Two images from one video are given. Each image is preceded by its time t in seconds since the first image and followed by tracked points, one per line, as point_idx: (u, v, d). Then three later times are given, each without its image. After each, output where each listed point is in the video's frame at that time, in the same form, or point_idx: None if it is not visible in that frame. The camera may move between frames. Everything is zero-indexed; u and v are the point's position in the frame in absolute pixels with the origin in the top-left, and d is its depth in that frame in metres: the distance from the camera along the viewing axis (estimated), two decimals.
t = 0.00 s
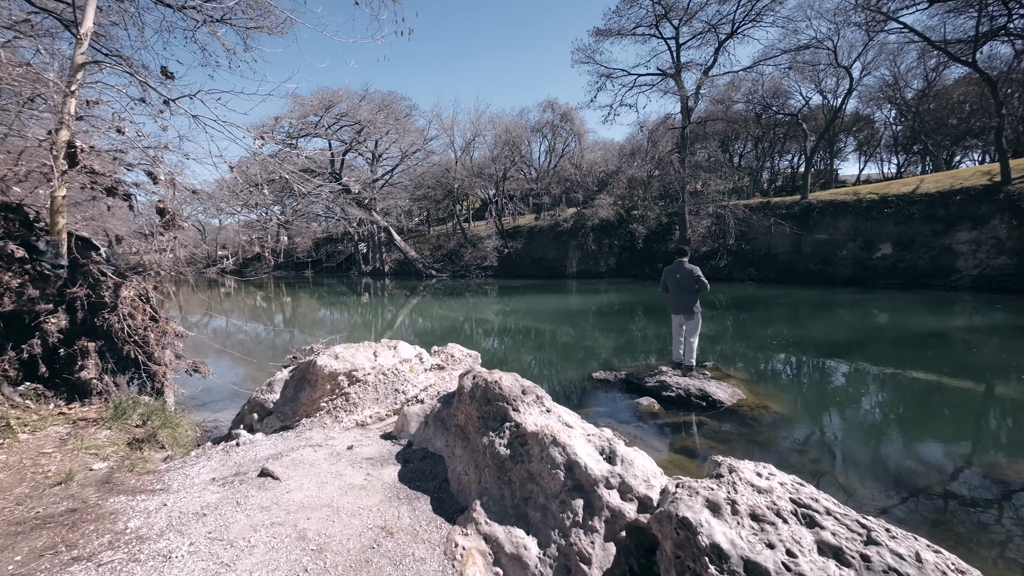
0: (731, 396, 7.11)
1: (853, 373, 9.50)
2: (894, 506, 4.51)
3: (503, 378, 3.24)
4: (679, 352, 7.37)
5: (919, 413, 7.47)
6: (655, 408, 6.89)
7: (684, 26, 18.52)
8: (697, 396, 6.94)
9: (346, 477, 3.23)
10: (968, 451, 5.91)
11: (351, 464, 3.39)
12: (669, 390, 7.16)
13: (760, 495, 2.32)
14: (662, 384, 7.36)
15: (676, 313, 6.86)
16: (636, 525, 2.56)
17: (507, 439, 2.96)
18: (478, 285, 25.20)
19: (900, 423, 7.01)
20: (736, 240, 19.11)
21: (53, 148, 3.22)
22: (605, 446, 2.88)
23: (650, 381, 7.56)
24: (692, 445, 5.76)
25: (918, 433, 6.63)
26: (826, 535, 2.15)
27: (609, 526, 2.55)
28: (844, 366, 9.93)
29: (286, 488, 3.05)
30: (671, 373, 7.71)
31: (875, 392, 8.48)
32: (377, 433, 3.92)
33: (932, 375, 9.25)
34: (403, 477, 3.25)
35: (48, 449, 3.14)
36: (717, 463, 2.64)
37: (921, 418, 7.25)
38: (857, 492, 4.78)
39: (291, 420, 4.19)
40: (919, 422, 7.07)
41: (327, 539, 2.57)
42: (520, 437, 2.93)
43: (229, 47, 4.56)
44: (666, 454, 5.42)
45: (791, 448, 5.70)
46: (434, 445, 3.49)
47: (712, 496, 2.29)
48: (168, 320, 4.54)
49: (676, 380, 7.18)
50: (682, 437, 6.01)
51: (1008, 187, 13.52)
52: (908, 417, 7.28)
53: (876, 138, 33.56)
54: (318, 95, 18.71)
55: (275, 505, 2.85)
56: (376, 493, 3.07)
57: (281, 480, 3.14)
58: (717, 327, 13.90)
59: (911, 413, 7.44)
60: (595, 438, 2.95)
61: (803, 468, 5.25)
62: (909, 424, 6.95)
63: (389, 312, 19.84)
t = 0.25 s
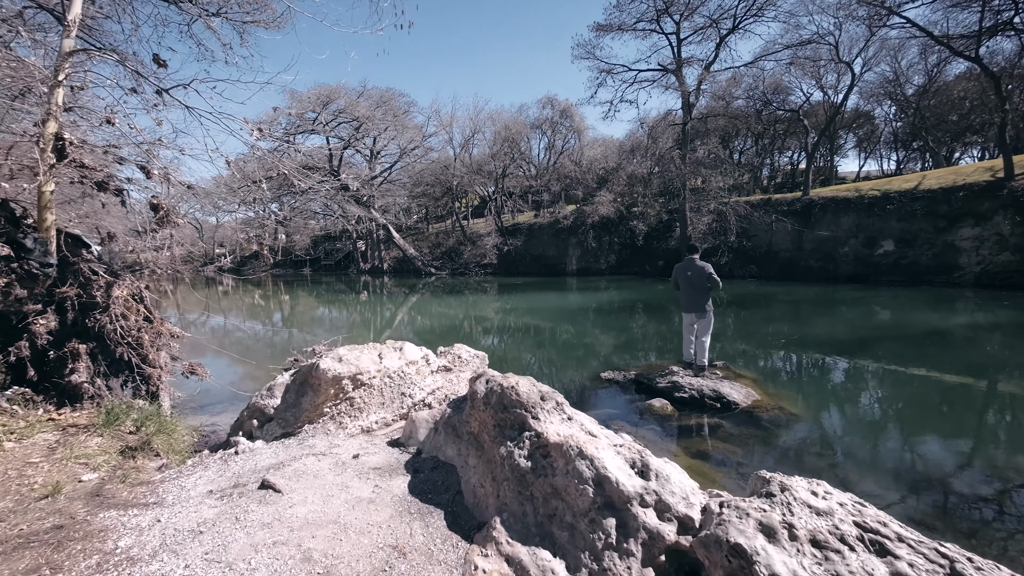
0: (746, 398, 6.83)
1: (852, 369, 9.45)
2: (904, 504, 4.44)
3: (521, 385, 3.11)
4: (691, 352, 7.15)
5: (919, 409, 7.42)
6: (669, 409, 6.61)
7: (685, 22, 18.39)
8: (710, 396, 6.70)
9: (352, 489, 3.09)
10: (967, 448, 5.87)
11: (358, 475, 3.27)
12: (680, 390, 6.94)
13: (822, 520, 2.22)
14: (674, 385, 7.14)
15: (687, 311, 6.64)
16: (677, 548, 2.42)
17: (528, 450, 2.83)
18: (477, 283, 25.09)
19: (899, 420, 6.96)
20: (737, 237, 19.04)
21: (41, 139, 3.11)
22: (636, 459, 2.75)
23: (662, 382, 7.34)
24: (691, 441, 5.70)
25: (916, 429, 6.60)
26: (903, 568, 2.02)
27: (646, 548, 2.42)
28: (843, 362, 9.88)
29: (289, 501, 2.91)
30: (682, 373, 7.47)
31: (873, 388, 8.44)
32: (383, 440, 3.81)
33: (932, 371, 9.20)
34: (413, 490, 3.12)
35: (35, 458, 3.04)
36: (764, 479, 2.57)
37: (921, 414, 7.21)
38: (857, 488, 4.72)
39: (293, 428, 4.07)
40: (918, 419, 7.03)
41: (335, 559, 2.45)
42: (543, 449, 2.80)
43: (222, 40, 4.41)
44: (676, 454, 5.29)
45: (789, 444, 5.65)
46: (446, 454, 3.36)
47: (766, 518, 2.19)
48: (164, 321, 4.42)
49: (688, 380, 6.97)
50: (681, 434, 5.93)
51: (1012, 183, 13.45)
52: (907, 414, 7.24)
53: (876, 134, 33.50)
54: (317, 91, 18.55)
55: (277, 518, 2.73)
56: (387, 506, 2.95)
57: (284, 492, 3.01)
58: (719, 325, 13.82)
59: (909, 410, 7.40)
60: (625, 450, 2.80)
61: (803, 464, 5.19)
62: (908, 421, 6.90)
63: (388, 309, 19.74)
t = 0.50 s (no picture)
0: (763, 400, 6.57)
1: (849, 368, 9.39)
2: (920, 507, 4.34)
3: (548, 396, 2.95)
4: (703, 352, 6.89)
5: (916, 407, 7.41)
6: (685, 412, 6.36)
7: (683, 19, 18.32)
8: (727, 399, 6.45)
9: (359, 507, 2.92)
10: (968, 447, 5.83)
11: (364, 492, 3.09)
12: (696, 393, 6.70)
13: (913, 552, 2.07)
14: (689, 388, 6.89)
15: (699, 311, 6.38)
16: None
17: (555, 467, 2.67)
18: (475, 282, 24.91)
19: (897, 418, 6.94)
20: (736, 235, 18.98)
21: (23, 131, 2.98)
22: (682, 477, 2.53)
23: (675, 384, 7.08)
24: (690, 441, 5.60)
25: (912, 427, 6.60)
26: None
27: None
28: (840, 360, 9.86)
29: (291, 522, 2.74)
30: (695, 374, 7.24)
31: (870, 386, 8.42)
32: (390, 452, 3.68)
33: (930, 369, 9.19)
34: (427, 508, 2.96)
35: (12, 472, 2.90)
36: (837, 502, 2.42)
37: (918, 412, 7.20)
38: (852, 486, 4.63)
39: (292, 440, 3.88)
40: (916, 417, 7.01)
41: None
42: (574, 466, 2.64)
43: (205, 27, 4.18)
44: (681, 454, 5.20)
45: (785, 442, 5.54)
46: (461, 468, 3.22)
47: (848, 552, 2.07)
48: (155, 323, 4.28)
49: (702, 382, 6.75)
50: (680, 435, 5.79)
51: (1011, 181, 13.45)
52: (904, 412, 7.22)
53: (871, 133, 33.58)
54: (312, 89, 18.35)
55: (277, 542, 2.56)
56: (399, 528, 2.77)
57: (286, 513, 2.82)
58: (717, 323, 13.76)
59: (905, 407, 7.39)
60: (669, 468, 2.60)
61: (798, 461, 5.08)
62: (906, 419, 6.89)
63: (385, 309, 19.55)
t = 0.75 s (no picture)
0: (780, 405, 6.20)
1: (844, 367, 9.33)
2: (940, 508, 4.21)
3: (574, 416, 2.68)
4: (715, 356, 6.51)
5: (912, 406, 7.38)
6: (702, 420, 5.89)
7: (679, 19, 18.31)
8: (744, 404, 6.04)
9: (368, 538, 2.68)
10: (967, 448, 5.78)
11: (371, 519, 2.86)
12: (710, 398, 6.27)
13: None
14: (702, 393, 6.46)
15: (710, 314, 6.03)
16: None
17: (588, 495, 2.44)
18: (472, 284, 24.72)
19: (893, 417, 6.90)
20: (733, 235, 18.94)
21: None
22: (737, 506, 2.22)
23: (688, 389, 6.64)
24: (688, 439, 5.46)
25: (909, 426, 6.58)
26: None
27: None
28: (836, 358, 9.83)
29: (288, 556, 2.49)
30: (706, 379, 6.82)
31: (864, 384, 8.40)
32: (397, 470, 3.49)
33: (925, 367, 9.17)
34: (440, 534, 2.77)
35: None
36: (930, 542, 2.10)
37: (913, 411, 7.18)
38: (847, 482, 4.54)
39: (291, 460, 3.68)
40: (912, 415, 6.98)
41: None
42: (614, 495, 2.38)
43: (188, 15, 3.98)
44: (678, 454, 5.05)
45: (782, 441, 5.40)
46: (476, 488, 3.04)
47: None
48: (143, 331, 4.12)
49: (717, 387, 6.34)
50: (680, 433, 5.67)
51: (1007, 179, 13.51)
52: (900, 410, 7.19)
53: (864, 132, 33.79)
54: (307, 89, 18.17)
55: None
56: (412, 563, 2.54)
57: (283, 545, 2.56)
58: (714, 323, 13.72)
59: (900, 405, 7.38)
60: (722, 496, 2.27)
61: (796, 460, 4.97)
62: (902, 418, 6.85)
63: (381, 312, 19.34)
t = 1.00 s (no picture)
0: (796, 409, 5.96)
1: (838, 365, 9.28)
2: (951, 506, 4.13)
3: (607, 440, 2.38)
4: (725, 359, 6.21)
5: (907, 403, 7.35)
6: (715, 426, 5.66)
7: (673, 20, 18.31)
8: (758, 409, 5.81)
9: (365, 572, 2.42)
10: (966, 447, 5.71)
11: (369, 548, 2.59)
12: (722, 403, 6.05)
13: None
14: (713, 397, 6.24)
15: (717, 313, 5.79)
16: None
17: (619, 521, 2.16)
18: (467, 286, 24.52)
19: (889, 415, 6.85)
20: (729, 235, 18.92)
21: None
22: (799, 539, 1.96)
23: (698, 392, 6.41)
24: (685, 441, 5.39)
25: (904, 424, 6.53)
26: None
27: None
28: (830, 357, 9.78)
29: None
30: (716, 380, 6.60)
31: (858, 381, 8.35)
32: (396, 490, 3.23)
33: (919, 364, 9.17)
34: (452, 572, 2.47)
35: None
36: None
37: (908, 408, 7.15)
38: (844, 481, 4.47)
39: (276, 478, 3.34)
40: (907, 413, 6.94)
41: None
42: (648, 522, 2.12)
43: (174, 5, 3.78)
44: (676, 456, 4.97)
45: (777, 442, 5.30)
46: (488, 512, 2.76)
47: None
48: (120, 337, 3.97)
49: (728, 391, 6.12)
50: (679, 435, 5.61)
51: (1000, 177, 13.60)
52: (895, 407, 7.15)
53: (855, 133, 34.11)
54: (298, 90, 17.95)
55: None
56: None
57: None
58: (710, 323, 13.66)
59: (894, 403, 7.33)
60: (781, 529, 2.01)
61: (793, 460, 4.88)
62: (898, 416, 6.80)
63: (375, 315, 19.09)
